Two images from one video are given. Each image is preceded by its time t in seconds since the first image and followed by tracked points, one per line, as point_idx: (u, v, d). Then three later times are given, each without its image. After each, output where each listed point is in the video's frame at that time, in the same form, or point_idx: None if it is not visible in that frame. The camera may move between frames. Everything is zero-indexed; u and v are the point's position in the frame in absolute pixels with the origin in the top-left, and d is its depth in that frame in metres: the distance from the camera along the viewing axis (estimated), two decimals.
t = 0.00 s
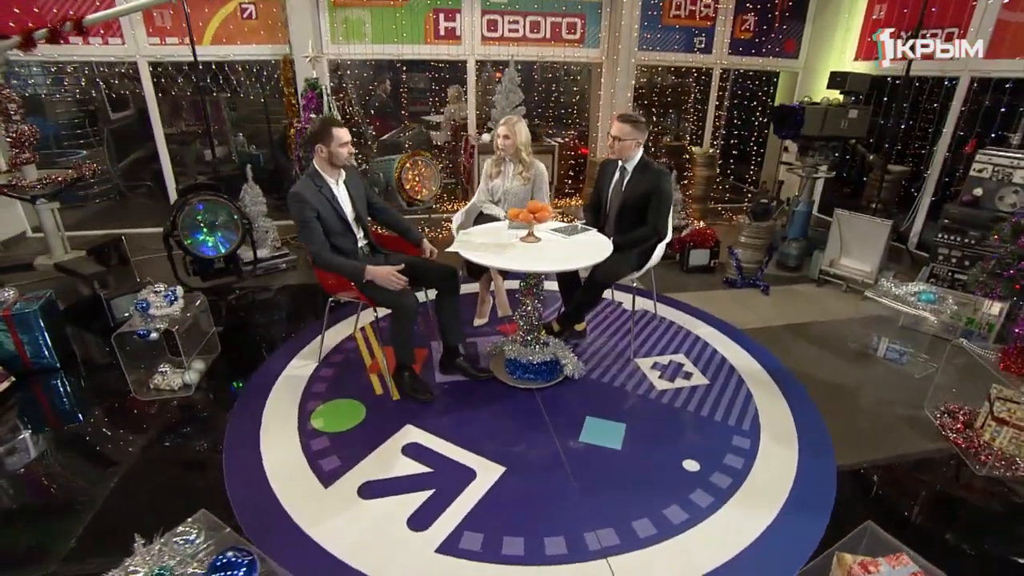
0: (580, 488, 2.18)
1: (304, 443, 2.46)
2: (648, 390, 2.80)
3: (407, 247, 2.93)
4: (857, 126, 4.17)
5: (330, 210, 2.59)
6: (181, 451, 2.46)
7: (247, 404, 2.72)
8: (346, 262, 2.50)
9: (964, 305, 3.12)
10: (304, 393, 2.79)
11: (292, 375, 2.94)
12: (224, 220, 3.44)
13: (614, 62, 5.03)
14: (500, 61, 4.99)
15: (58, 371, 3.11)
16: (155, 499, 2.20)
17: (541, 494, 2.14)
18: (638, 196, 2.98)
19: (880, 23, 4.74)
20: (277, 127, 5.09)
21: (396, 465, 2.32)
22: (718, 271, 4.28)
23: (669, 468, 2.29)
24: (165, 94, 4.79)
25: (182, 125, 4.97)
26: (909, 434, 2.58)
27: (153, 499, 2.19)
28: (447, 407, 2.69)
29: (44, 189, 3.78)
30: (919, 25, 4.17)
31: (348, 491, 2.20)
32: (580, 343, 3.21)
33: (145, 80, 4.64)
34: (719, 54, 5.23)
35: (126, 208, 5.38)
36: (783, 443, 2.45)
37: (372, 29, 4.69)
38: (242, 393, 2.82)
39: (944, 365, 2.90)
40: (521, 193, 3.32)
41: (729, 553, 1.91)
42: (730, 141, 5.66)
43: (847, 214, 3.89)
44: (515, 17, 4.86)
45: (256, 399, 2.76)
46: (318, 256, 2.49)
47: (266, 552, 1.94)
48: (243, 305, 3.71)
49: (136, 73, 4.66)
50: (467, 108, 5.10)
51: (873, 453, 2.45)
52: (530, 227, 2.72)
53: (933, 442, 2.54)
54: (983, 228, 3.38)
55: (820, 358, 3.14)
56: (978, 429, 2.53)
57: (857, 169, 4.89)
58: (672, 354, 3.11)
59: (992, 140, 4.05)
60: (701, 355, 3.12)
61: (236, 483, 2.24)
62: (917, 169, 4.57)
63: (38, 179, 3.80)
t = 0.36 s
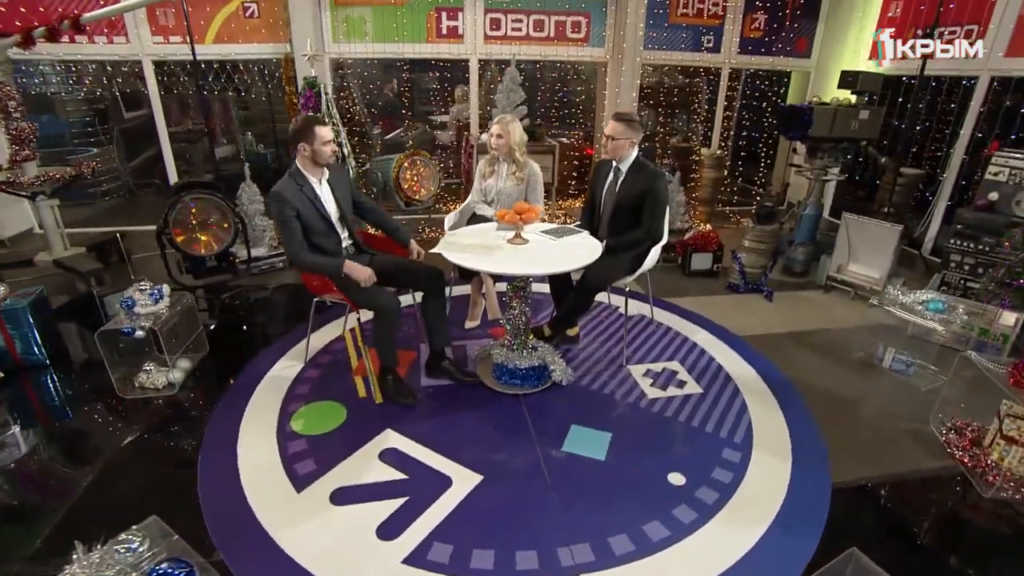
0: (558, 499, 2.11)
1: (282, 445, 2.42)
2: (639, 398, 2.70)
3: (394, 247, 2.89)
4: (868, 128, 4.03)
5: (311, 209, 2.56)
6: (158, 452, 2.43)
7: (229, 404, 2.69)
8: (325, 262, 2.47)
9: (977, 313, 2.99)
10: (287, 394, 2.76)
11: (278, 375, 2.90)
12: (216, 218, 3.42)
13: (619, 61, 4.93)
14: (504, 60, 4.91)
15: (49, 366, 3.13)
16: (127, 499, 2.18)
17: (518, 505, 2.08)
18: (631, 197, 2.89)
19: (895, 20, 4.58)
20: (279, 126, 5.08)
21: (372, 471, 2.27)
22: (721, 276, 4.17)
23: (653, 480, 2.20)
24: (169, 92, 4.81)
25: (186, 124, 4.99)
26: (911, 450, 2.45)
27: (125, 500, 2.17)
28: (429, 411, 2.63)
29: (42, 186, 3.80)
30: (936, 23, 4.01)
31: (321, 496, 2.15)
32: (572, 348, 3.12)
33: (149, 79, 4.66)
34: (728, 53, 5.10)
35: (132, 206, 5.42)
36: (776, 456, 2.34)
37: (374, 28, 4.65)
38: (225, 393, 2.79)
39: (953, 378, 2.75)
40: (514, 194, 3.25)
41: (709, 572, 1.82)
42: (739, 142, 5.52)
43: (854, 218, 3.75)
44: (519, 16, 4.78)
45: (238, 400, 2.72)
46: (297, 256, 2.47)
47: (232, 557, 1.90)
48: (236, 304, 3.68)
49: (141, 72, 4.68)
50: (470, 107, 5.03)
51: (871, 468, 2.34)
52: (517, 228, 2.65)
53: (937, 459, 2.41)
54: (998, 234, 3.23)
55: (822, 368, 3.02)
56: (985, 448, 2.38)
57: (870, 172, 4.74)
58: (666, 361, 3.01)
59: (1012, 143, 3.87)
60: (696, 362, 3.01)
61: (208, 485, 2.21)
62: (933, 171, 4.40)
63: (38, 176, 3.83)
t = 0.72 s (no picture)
0: (537, 510, 2.05)
1: (265, 442, 2.41)
2: (632, 406, 2.62)
3: (386, 245, 2.85)
4: (887, 129, 3.86)
5: (300, 205, 2.53)
6: (143, 446, 2.44)
7: (218, 400, 2.69)
8: (312, 259, 2.44)
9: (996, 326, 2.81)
10: (276, 391, 2.74)
11: (269, 372, 2.89)
12: (217, 214, 3.44)
13: (631, 61, 4.84)
14: (513, 59, 4.86)
15: (48, 357, 3.18)
16: (107, 494, 2.18)
17: (494, 515, 2.02)
18: (629, 197, 2.80)
19: (920, 18, 4.37)
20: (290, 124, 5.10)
21: (351, 473, 2.23)
22: (730, 281, 4.04)
23: (639, 492, 2.12)
24: (182, 90, 4.86)
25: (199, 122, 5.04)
26: (919, 470, 2.32)
27: (105, 494, 2.18)
28: (416, 413, 2.59)
29: (54, 180, 3.87)
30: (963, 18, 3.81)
31: (297, 497, 2.12)
32: (568, 352, 3.05)
33: (163, 77, 4.73)
34: (744, 52, 4.96)
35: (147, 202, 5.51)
36: (771, 471, 2.23)
37: (383, 27, 4.64)
38: (215, 389, 2.79)
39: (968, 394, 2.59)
40: (512, 193, 3.18)
41: None
42: (756, 144, 5.37)
43: (870, 223, 3.60)
44: (529, 14, 4.71)
45: (227, 395, 2.72)
46: (285, 253, 2.44)
47: (202, 557, 1.88)
48: (236, 300, 3.69)
49: (154, 70, 4.75)
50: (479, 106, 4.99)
51: (873, 488, 2.21)
52: (509, 228, 2.58)
53: (945, 480, 2.27)
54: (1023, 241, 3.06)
55: (828, 379, 2.89)
56: (1000, 470, 2.21)
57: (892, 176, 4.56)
58: (664, 368, 2.92)
59: None
60: (696, 370, 2.91)
61: (189, 481, 2.20)
62: (958, 175, 4.21)
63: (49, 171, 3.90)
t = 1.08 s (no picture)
0: (517, 518, 2.00)
1: (252, 439, 2.41)
2: (625, 413, 2.54)
3: (381, 245, 2.83)
4: (909, 131, 3.70)
5: (294, 204, 2.52)
6: (134, 440, 2.47)
7: (212, 396, 2.71)
8: (302, 257, 2.43)
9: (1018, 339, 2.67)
10: (269, 388, 2.75)
11: (264, 369, 2.90)
12: (221, 212, 3.47)
13: (644, 60, 4.75)
14: (524, 58, 4.81)
15: (55, 348, 3.25)
16: (94, 486, 2.21)
17: (472, 521, 1.98)
18: (628, 199, 2.73)
19: (949, 14, 4.18)
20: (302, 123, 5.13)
21: (333, 473, 2.22)
22: (739, 286, 3.93)
23: (624, 503, 2.06)
24: (198, 89, 4.93)
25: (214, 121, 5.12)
26: (925, 489, 2.20)
27: (92, 486, 2.21)
28: (405, 414, 2.57)
29: (69, 177, 3.96)
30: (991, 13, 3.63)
31: (277, 495, 2.11)
32: (565, 356, 2.99)
33: (180, 76, 4.80)
34: (761, 51, 4.83)
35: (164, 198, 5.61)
36: (764, 485, 2.14)
37: (395, 26, 4.64)
38: (210, 385, 2.81)
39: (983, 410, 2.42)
40: (512, 194, 3.14)
41: None
42: (773, 146, 5.23)
43: (886, 229, 3.46)
44: (540, 12, 4.66)
45: (220, 392, 2.74)
46: (276, 251, 2.44)
47: (178, 552, 1.87)
48: (240, 296, 3.73)
49: (171, 69, 4.82)
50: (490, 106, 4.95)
51: (874, 506, 2.11)
52: (502, 229, 2.54)
53: (953, 501, 2.15)
54: None
55: (834, 391, 2.77)
56: (1013, 494, 2.04)
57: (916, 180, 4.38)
58: (662, 375, 2.83)
59: None
60: (695, 377, 2.82)
61: (173, 475, 2.21)
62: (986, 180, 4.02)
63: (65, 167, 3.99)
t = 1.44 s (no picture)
0: (499, 529, 1.96)
1: (244, 439, 2.42)
2: (619, 424, 2.48)
3: (378, 247, 2.82)
4: (932, 136, 3.54)
5: (289, 205, 2.53)
6: (130, 435, 2.50)
7: (209, 394, 2.73)
8: (295, 258, 2.43)
9: None
10: (265, 388, 2.76)
11: (262, 369, 2.92)
12: (228, 211, 3.51)
13: (658, 62, 4.66)
14: (537, 60, 4.76)
15: (65, 343, 3.32)
16: (87, 480, 2.24)
17: (453, 530, 1.95)
18: (628, 204, 2.66)
19: (982, 13, 3.97)
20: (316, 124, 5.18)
21: (320, 476, 2.21)
22: (750, 294, 3.82)
23: (610, 518, 2.00)
24: (215, 91, 5.01)
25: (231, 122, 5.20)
26: (931, 514, 2.09)
27: (85, 481, 2.24)
28: (397, 417, 2.55)
29: (87, 176, 4.06)
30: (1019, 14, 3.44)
31: (262, 496, 2.11)
32: (563, 363, 2.94)
33: (198, 78, 4.89)
34: (780, 52, 4.70)
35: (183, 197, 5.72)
36: (759, 504, 2.06)
37: (407, 28, 4.65)
38: (208, 383, 2.84)
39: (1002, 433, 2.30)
40: (514, 198, 3.09)
41: None
42: (792, 150, 5.07)
43: (905, 238, 3.32)
44: (553, 13, 4.61)
45: (216, 390, 2.76)
46: (270, 252, 2.44)
47: (159, 551, 1.88)
48: (247, 295, 3.77)
49: (190, 70, 4.91)
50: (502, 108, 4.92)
51: (875, 531, 2.00)
52: (496, 234, 2.50)
53: (962, 528, 2.03)
54: None
55: (842, 407, 2.66)
56: None
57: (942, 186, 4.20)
58: (662, 385, 2.76)
59: None
60: (695, 388, 2.74)
61: (162, 472, 2.23)
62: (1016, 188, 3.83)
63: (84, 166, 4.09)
